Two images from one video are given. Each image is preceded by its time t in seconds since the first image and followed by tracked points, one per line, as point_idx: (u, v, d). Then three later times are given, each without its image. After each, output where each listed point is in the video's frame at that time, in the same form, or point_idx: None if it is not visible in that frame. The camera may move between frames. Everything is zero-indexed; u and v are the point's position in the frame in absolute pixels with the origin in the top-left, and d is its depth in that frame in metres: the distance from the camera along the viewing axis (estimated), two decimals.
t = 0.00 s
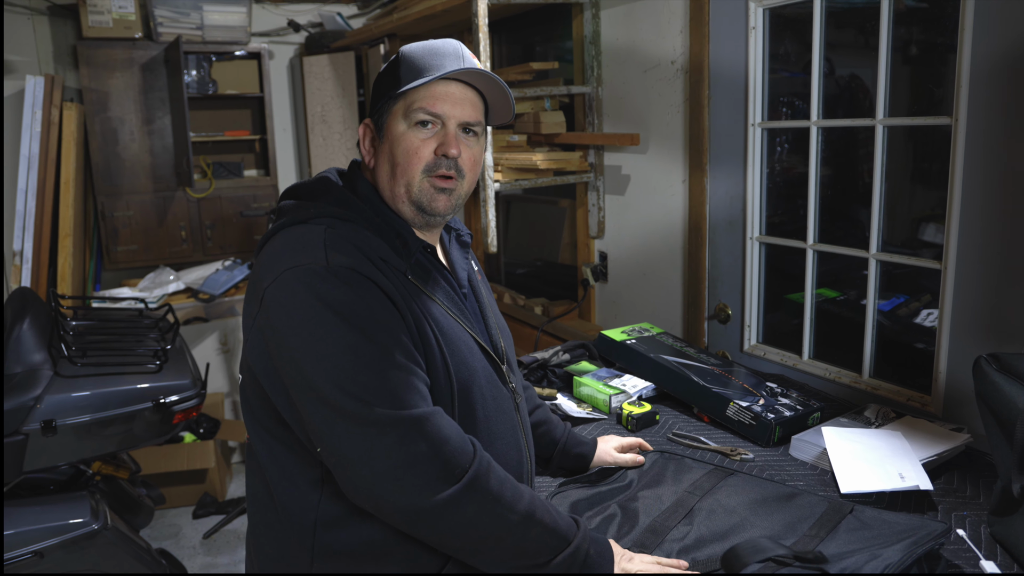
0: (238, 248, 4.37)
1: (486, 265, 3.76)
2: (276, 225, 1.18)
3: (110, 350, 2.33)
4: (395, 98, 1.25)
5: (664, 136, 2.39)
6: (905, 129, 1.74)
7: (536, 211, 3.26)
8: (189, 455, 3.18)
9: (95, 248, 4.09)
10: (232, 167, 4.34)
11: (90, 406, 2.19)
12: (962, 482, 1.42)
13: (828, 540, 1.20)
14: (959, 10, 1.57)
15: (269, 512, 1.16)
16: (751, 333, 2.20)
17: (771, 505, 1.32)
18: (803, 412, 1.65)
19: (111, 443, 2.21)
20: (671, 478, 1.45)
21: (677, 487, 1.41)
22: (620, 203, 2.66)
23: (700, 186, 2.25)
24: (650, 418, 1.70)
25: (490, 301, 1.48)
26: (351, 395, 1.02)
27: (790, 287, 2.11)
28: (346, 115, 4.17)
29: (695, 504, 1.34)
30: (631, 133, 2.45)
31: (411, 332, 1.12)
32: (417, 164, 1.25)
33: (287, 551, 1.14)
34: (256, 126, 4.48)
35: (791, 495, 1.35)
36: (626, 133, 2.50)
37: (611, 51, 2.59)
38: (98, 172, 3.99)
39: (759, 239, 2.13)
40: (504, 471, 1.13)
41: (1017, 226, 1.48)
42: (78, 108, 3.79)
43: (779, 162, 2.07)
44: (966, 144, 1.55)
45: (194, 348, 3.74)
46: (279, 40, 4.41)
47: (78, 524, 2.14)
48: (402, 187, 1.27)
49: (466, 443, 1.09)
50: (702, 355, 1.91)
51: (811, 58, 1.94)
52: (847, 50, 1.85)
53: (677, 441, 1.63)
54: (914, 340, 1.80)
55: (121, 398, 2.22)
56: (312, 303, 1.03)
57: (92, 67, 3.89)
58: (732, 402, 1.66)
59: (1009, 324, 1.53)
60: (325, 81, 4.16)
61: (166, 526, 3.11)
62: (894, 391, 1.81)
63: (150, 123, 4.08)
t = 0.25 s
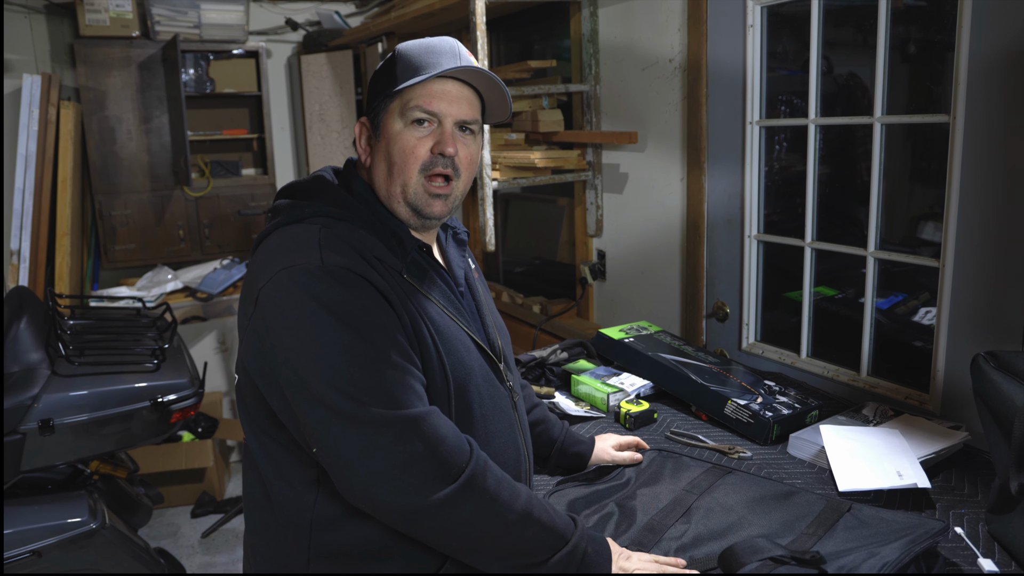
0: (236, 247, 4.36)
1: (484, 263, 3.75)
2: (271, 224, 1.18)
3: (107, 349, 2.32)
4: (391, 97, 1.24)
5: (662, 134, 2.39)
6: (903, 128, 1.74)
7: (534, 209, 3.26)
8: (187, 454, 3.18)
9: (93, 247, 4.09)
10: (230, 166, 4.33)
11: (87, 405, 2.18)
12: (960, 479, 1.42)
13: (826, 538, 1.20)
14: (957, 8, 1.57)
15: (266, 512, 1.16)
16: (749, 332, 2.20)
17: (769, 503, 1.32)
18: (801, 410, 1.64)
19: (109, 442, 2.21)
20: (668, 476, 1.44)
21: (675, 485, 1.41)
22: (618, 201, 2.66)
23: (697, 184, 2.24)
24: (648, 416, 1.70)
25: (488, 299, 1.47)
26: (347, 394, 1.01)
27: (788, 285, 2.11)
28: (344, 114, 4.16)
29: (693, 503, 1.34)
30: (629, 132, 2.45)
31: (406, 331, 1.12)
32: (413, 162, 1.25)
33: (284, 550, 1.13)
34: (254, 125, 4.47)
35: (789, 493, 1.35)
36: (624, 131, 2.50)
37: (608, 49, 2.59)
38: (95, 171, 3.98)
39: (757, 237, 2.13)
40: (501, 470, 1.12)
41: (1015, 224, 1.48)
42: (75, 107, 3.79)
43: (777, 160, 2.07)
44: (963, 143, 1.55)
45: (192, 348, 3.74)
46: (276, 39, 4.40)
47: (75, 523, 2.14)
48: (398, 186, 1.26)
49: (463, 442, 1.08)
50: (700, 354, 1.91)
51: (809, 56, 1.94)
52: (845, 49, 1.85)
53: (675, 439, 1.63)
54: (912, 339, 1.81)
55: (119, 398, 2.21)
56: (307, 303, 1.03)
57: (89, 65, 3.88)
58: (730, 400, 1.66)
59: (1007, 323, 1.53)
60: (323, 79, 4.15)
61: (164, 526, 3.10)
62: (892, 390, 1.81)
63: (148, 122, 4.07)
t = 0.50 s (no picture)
0: (234, 245, 4.35)
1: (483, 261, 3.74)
2: (268, 221, 1.18)
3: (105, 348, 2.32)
4: (387, 92, 1.24)
5: (661, 131, 2.39)
6: (902, 125, 1.73)
7: (533, 207, 3.26)
8: (186, 452, 3.17)
9: (91, 246, 4.08)
10: (228, 164, 4.33)
11: (86, 404, 2.17)
12: (959, 477, 1.41)
13: (825, 536, 1.20)
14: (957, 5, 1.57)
15: (264, 511, 1.15)
16: (748, 329, 2.20)
17: (768, 501, 1.32)
18: (801, 407, 1.64)
19: (107, 441, 2.20)
20: (667, 474, 1.44)
21: (674, 483, 1.40)
22: (616, 199, 2.65)
23: (697, 182, 2.24)
24: (647, 414, 1.70)
25: (485, 297, 1.47)
26: (345, 390, 1.01)
27: (787, 283, 2.10)
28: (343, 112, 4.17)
29: (692, 501, 1.33)
30: (628, 129, 2.44)
31: (404, 327, 1.11)
32: (409, 158, 1.24)
33: (282, 549, 1.13)
34: (252, 123, 4.46)
35: (788, 491, 1.34)
36: (623, 129, 2.50)
37: (607, 46, 2.58)
38: (93, 169, 3.98)
39: (756, 235, 2.12)
40: (500, 467, 1.12)
41: (1015, 221, 1.48)
42: (72, 105, 3.78)
43: (776, 157, 2.07)
44: (963, 140, 1.55)
45: (191, 346, 3.73)
46: (274, 37, 4.39)
47: (74, 522, 2.13)
48: (395, 182, 1.26)
49: (461, 438, 1.08)
50: (699, 351, 1.91)
51: (808, 54, 1.94)
52: (844, 46, 1.85)
53: (674, 437, 1.62)
54: (911, 336, 1.80)
55: (117, 396, 2.21)
56: (306, 298, 1.02)
57: (87, 63, 3.87)
58: (729, 398, 1.66)
59: (1006, 320, 1.52)
60: (321, 77, 4.14)
61: (163, 524, 3.10)
62: (891, 387, 1.81)
63: (146, 120, 4.06)
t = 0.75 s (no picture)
0: (234, 244, 4.35)
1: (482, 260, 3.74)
2: (268, 219, 1.17)
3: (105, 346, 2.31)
4: (387, 92, 1.24)
5: (660, 130, 2.38)
6: (902, 122, 1.73)
7: (533, 206, 3.26)
8: (186, 451, 3.17)
9: (91, 245, 4.08)
10: (228, 163, 4.33)
11: (86, 402, 2.17)
12: (959, 475, 1.41)
13: (825, 535, 1.20)
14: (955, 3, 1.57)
15: (262, 511, 1.15)
16: (748, 328, 2.20)
17: (768, 500, 1.31)
18: (801, 406, 1.64)
19: (107, 439, 2.21)
20: (667, 473, 1.44)
21: (674, 482, 1.40)
22: (616, 197, 2.65)
23: (696, 180, 2.23)
24: (646, 413, 1.69)
25: (484, 297, 1.47)
26: (345, 389, 1.01)
27: (786, 281, 2.10)
28: (342, 111, 4.17)
29: (692, 500, 1.33)
30: (627, 128, 2.44)
31: (404, 327, 1.11)
32: (410, 158, 1.24)
33: (280, 547, 1.13)
34: (252, 121, 4.46)
35: (788, 490, 1.34)
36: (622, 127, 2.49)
37: (606, 45, 2.58)
38: (93, 168, 3.98)
39: (756, 233, 2.12)
40: (499, 466, 1.12)
41: (1014, 219, 1.48)
42: (71, 104, 3.78)
43: (775, 156, 2.06)
44: (962, 137, 1.55)
45: (190, 344, 3.74)
46: (274, 36, 4.39)
47: (74, 520, 2.13)
48: (395, 181, 1.26)
49: (461, 437, 1.08)
50: (698, 350, 1.91)
51: (807, 52, 1.93)
52: (844, 44, 1.84)
53: (674, 436, 1.62)
54: (911, 334, 1.80)
55: (117, 395, 2.21)
56: (306, 297, 1.02)
57: (86, 62, 3.87)
58: (729, 396, 1.66)
59: (1006, 318, 1.52)
60: (320, 76, 4.14)
61: (163, 523, 3.10)
62: (891, 385, 1.81)
63: (146, 119, 4.06)
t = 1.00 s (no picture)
0: (233, 242, 4.34)
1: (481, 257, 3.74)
2: (264, 217, 1.17)
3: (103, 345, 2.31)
4: (385, 90, 1.23)
5: (660, 127, 2.38)
6: (902, 120, 1.73)
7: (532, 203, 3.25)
8: (186, 449, 3.17)
9: (89, 243, 4.08)
10: (226, 161, 4.32)
11: (84, 401, 2.17)
12: (959, 473, 1.41)
13: (824, 532, 1.20)
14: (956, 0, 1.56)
15: (261, 510, 1.15)
16: (748, 325, 2.20)
17: (768, 498, 1.31)
18: (800, 403, 1.64)
19: (107, 438, 2.20)
20: (666, 471, 1.44)
21: (673, 480, 1.40)
22: (615, 195, 2.65)
23: (695, 177, 2.23)
24: (646, 410, 1.69)
25: (482, 295, 1.46)
26: (341, 389, 1.01)
27: (786, 278, 2.10)
28: (341, 108, 4.16)
29: (691, 497, 1.33)
30: (627, 125, 2.44)
31: (401, 326, 1.11)
32: (407, 157, 1.24)
33: (279, 547, 1.13)
34: (250, 119, 4.45)
35: (787, 488, 1.34)
36: (622, 124, 2.49)
37: (605, 42, 2.57)
38: (91, 167, 3.97)
39: (755, 231, 2.12)
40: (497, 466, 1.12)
41: (1013, 216, 1.47)
42: (69, 103, 3.78)
43: (775, 153, 2.06)
44: (962, 134, 1.55)
45: (189, 344, 3.67)
46: (272, 33, 4.38)
47: (74, 519, 2.13)
48: (392, 178, 1.25)
49: (458, 437, 1.08)
50: (697, 347, 1.90)
51: (807, 49, 1.93)
52: (844, 41, 1.84)
53: (673, 434, 1.62)
54: (911, 332, 1.80)
55: (116, 393, 2.21)
56: (302, 296, 1.02)
57: (84, 60, 3.86)
58: (728, 394, 1.65)
59: (1006, 315, 1.52)
60: (319, 74, 4.13)
61: (162, 521, 3.10)
62: (891, 382, 1.81)
63: (144, 117, 4.05)
